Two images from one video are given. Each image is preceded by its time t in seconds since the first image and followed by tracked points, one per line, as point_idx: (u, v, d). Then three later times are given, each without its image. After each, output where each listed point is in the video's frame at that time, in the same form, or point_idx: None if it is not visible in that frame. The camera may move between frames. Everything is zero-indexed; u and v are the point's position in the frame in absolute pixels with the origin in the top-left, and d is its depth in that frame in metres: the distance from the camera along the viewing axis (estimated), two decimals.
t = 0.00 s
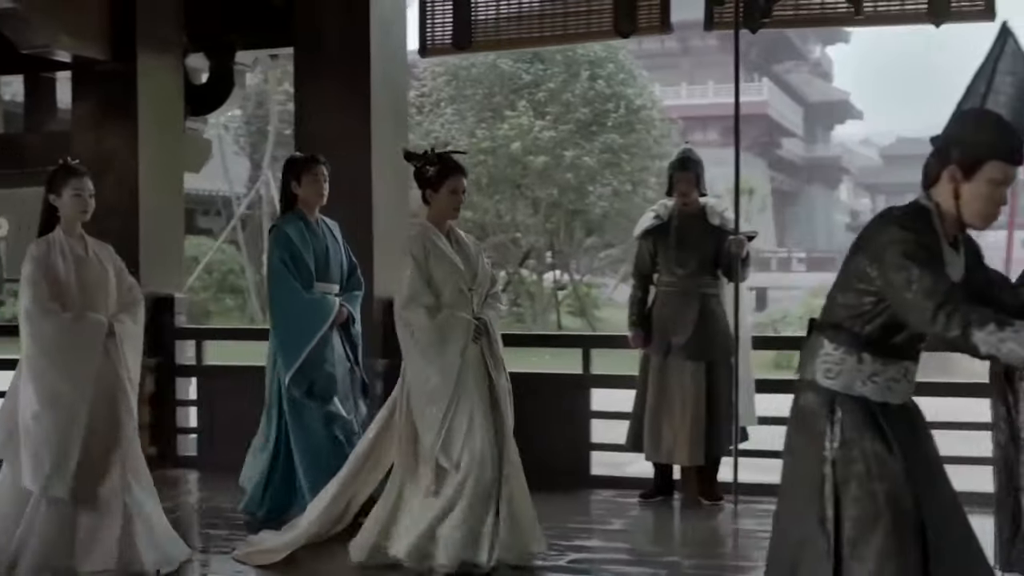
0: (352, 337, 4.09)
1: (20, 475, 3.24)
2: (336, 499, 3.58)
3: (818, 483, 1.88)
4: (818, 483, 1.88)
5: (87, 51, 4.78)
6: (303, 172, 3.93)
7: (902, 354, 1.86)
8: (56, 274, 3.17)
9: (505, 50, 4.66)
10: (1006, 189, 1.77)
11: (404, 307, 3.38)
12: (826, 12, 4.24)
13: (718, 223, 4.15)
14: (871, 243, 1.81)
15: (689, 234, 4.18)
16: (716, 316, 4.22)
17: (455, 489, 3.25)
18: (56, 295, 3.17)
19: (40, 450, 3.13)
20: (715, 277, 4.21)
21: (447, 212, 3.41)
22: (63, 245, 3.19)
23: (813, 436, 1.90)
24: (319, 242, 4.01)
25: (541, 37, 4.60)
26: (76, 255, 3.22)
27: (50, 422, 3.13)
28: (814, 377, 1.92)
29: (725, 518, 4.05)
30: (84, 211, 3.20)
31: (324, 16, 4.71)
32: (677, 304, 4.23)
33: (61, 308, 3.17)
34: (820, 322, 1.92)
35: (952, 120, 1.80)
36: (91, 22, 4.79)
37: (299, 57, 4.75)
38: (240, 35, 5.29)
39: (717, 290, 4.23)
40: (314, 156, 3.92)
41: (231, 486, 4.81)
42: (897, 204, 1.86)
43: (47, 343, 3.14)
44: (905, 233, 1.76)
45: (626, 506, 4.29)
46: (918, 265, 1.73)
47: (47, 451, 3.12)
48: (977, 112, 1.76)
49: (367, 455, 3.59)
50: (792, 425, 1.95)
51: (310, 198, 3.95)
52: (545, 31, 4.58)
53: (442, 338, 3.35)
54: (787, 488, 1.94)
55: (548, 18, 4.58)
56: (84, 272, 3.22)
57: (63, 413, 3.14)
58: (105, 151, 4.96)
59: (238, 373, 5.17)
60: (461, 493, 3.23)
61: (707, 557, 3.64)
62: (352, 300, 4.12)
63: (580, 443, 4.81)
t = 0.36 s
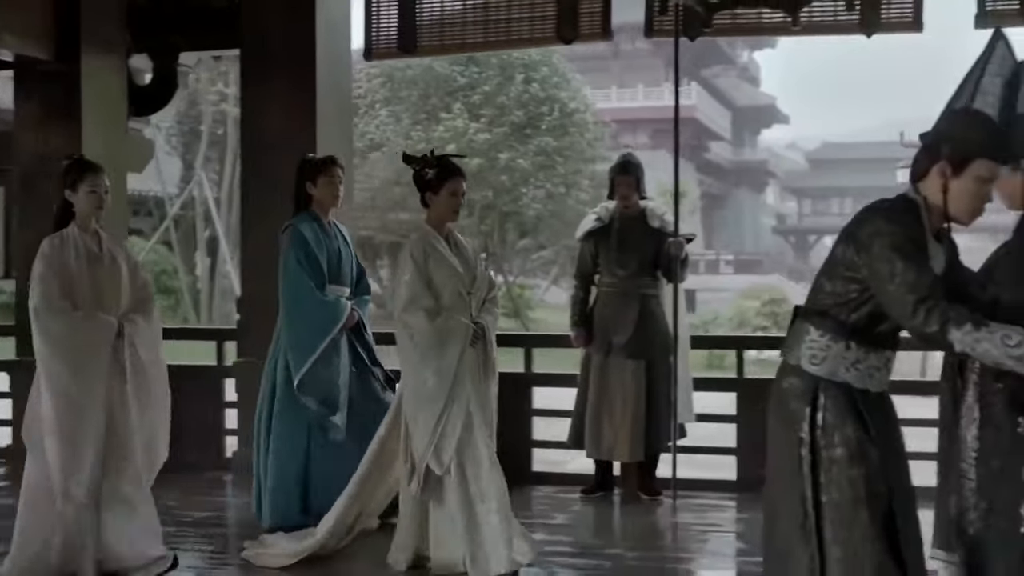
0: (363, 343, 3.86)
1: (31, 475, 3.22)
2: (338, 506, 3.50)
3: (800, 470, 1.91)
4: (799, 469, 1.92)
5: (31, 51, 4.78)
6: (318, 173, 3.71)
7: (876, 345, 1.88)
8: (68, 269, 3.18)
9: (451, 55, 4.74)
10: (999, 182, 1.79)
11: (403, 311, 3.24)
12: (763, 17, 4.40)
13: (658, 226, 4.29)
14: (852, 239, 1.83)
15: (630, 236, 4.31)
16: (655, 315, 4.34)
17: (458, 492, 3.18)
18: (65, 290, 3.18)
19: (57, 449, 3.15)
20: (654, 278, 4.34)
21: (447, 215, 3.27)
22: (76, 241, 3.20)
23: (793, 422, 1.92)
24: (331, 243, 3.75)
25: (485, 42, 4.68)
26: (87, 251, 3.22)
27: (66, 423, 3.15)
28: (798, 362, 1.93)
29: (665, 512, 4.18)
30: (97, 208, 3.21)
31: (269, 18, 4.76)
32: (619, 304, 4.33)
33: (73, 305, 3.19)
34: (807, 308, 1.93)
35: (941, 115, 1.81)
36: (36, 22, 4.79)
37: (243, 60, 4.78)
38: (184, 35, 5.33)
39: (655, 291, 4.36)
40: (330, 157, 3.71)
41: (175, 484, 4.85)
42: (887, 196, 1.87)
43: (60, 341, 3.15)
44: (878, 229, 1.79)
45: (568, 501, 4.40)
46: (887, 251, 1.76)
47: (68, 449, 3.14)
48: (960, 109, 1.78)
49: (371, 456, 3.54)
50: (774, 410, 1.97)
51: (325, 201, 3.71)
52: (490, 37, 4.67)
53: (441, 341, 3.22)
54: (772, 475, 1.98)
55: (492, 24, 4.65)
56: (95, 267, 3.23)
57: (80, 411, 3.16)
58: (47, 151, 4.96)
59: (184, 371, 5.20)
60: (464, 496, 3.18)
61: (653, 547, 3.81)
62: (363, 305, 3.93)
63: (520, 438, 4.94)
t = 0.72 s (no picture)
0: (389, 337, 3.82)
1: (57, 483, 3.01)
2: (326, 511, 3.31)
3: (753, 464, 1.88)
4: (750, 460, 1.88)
5: None
6: (346, 169, 3.72)
7: (832, 346, 1.87)
8: (88, 274, 2.96)
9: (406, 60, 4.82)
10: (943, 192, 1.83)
11: (407, 307, 3.06)
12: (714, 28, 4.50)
13: (610, 229, 4.44)
14: (816, 243, 1.82)
15: (584, 239, 4.42)
16: (607, 316, 4.46)
17: (458, 492, 2.99)
18: (88, 294, 2.96)
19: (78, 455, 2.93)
20: (606, 280, 4.47)
21: (449, 213, 3.11)
22: (99, 241, 2.98)
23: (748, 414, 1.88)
24: (355, 238, 3.76)
25: (438, 49, 4.75)
26: (111, 250, 2.99)
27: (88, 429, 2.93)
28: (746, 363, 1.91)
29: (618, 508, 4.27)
30: (119, 208, 2.98)
31: (224, 24, 4.80)
32: (572, 305, 4.44)
33: (96, 306, 2.96)
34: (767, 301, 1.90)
35: (896, 133, 1.83)
36: None
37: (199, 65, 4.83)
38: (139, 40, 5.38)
39: (606, 293, 4.48)
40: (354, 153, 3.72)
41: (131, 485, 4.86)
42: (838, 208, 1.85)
43: (84, 344, 2.93)
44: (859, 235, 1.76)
45: (524, 498, 4.47)
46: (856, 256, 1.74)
47: (93, 455, 2.92)
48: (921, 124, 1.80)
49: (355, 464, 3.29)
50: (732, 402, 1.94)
51: (349, 198, 3.74)
52: (444, 44, 4.75)
53: (444, 338, 3.05)
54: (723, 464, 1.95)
55: (446, 31, 4.74)
56: (120, 266, 3.00)
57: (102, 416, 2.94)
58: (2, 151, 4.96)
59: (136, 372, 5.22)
60: (463, 496, 2.99)
61: (602, 541, 3.92)
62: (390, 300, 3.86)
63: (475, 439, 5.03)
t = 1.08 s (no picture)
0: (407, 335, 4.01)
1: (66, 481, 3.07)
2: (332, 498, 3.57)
3: (732, 444, 2.13)
4: (731, 441, 2.13)
5: None
6: (359, 173, 4.00)
7: (806, 343, 2.14)
8: (108, 276, 3.08)
9: (371, 62, 4.90)
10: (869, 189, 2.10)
11: (406, 305, 3.15)
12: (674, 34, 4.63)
13: (571, 230, 4.54)
14: (772, 243, 2.06)
15: (546, 239, 4.51)
16: (568, 315, 4.56)
17: (450, 487, 3.11)
18: (106, 292, 3.09)
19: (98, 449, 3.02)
20: (567, 280, 4.56)
21: (449, 212, 3.19)
22: (119, 240, 3.11)
23: (727, 401, 2.13)
24: (375, 243, 4.01)
25: (403, 51, 4.85)
26: (128, 250, 3.14)
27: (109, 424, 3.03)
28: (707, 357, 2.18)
29: (577, 503, 4.41)
30: (140, 206, 3.13)
31: (190, 21, 4.82)
32: (534, 305, 4.53)
33: (113, 302, 3.08)
34: (716, 303, 2.18)
35: (830, 140, 2.10)
36: None
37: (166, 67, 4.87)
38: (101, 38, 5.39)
39: (567, 292, 4.58)
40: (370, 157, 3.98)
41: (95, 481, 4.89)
42: (785, 211, 2.09)
43: (106, 340, 3.04)
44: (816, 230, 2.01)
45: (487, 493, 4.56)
46: (805, 252, 2.01)
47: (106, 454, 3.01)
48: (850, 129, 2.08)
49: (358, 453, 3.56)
50: (699, 388, 2.19)
51: (367, 199, 4.01)
52: (410, 47, 4.84)
53: (441, 335, 3.14)
54: (689, 443, 2.19)
55: (411, 35, 4.83)
56: (136, 267, 3.15)
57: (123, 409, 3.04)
58: None
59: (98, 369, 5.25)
60: (456, 491, 3.11)
61: (564, 533, 4.05)
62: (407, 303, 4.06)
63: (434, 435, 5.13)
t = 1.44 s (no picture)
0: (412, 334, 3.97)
1: (89, 478, 3.11)
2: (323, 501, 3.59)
3: (739, 435, 2.40)
4: (737, 433, 2.40)
5: None
6: (369, 168, 3.90)
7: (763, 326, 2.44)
8: (123, 270, 3.12)
9: (337, 65, 4.96)
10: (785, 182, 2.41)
11: (399, 303, 3.26)
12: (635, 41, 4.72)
13: (536, 230, 4.65)
14: (712, 237, 2.39)
15: (510, 239, 4.61)
16: (531, 313, 4.64)
17: (444, 483, 3.22)
18: (123, 288, 3.12)
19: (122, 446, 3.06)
20: (531, 279, 4.65)
21: (445, 216, 3.34)
22: (134, 235, 3.15)
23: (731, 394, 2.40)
24: (386, 239, 3.94)
25: (369, 55, 4.91)
26: (144, 246, 3.16)
27: (126, 419, 3.06)
28: (672, 339, 2.46)
29: (540, 498, 4.49)
30: (155, 202, 3.14)
31: (159, 24, 4.90)
32: (498, 303, 4.61)
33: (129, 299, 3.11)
34: (672, 288, 2.46)
35: (738, 139, 2.41)
36: None
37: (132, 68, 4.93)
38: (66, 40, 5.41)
39: (531, 291, 4.67)
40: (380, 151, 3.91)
41: (64, 479, 4.94)
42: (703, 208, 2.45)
43: (122, 336, 3.07)
44: (788, 230, 2.34)
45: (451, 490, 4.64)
46: (788, 248, 2.34)
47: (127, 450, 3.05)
48: (763, 127, 2.39)
49: (349, 457, 3.53)
50: (686, 378, 2.42)
51: (375, 195, 3.93)
52: (376, 49, 4.91)
53: (434, 333, 3.26)
54: (693, 437, 2.41)
55: (376, 39, 4.91)
56: (152, 263, 3.17)
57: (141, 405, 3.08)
58: None
59: (64, 369, 5.27)
60: (450, 483, 3.24)
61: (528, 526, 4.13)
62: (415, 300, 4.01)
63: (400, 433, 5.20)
